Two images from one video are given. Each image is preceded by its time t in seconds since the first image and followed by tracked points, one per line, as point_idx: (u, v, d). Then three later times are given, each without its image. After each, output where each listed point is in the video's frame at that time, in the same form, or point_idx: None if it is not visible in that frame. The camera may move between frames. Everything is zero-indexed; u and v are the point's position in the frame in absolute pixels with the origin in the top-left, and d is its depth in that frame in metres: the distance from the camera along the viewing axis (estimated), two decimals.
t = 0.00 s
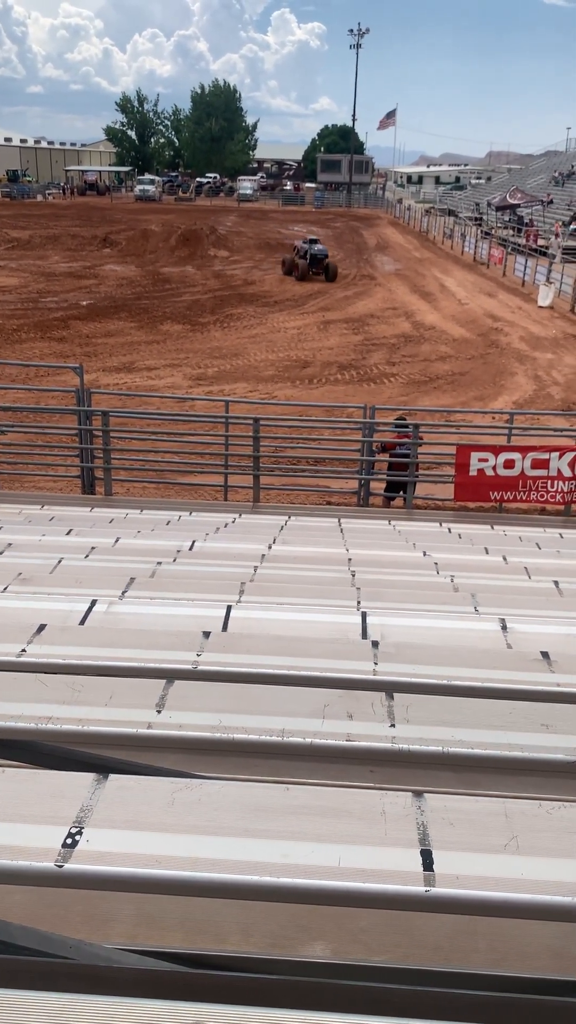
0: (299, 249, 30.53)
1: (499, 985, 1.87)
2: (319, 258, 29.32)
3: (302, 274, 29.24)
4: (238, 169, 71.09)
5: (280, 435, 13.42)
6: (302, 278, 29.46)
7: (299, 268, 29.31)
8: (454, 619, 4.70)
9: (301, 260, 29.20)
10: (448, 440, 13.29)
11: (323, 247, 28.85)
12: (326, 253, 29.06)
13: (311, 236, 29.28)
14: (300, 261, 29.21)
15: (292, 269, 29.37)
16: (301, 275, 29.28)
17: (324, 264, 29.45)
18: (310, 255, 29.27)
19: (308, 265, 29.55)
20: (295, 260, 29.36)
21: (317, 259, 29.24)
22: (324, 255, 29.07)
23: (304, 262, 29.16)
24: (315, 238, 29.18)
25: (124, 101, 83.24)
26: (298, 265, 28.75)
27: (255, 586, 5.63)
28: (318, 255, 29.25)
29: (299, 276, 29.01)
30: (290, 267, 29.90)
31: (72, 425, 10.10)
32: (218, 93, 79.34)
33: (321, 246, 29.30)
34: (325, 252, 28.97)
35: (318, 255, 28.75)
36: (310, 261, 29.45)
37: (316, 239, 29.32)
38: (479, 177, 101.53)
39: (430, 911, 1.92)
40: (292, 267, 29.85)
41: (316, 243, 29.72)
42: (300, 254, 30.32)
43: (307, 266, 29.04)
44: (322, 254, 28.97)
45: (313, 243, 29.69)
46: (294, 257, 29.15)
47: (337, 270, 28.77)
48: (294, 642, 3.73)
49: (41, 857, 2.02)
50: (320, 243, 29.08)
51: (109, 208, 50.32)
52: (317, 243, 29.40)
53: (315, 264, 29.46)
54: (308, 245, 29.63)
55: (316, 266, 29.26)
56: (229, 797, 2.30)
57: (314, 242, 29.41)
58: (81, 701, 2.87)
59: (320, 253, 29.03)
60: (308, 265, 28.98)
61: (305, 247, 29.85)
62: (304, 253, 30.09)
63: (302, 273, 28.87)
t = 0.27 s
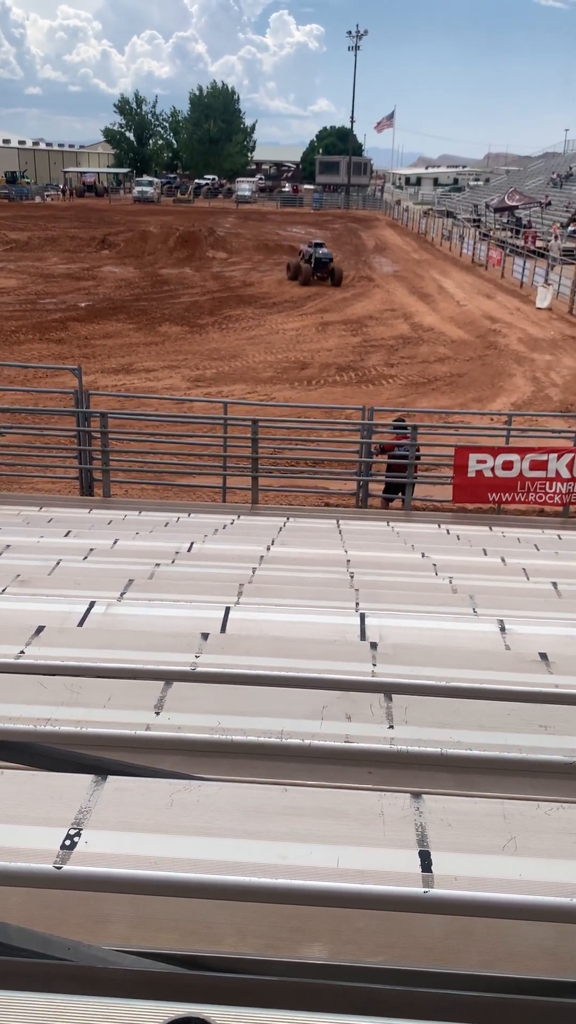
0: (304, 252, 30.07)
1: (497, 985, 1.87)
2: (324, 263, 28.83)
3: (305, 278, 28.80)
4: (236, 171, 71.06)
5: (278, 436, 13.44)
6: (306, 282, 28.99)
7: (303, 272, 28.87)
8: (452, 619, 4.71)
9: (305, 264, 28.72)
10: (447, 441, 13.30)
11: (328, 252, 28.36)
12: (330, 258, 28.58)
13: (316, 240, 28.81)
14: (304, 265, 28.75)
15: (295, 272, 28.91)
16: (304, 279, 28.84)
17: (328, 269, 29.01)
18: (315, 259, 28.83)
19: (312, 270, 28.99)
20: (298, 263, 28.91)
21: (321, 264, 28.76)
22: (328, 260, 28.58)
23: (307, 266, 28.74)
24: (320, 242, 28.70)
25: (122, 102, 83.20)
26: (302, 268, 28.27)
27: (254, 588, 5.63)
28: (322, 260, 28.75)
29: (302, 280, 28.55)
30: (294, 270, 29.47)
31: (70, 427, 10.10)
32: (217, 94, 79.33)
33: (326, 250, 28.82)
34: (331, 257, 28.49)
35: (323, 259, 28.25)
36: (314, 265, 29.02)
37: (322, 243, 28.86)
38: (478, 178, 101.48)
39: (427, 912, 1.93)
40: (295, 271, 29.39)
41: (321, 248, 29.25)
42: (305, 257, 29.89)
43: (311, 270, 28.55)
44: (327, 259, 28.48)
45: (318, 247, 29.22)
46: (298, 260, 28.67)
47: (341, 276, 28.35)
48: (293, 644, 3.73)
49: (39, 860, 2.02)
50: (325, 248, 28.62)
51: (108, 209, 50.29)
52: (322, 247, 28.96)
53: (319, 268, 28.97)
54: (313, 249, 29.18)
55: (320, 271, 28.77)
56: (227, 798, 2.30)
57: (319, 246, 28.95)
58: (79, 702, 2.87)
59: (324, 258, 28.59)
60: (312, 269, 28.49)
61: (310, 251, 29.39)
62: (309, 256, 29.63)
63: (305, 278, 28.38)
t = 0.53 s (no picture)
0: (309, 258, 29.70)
1: (495, 988, 1.87)
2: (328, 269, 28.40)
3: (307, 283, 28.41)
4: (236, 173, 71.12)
5: (277, 439, 13.46)
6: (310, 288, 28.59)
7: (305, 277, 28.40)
8: (451, 622, 4.71)
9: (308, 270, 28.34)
10: (446, 444, 13.31)
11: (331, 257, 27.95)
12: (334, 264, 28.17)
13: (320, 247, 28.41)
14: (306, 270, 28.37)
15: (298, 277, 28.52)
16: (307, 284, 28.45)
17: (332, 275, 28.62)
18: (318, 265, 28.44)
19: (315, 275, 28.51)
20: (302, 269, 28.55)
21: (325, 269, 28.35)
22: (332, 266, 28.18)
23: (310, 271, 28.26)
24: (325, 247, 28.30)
25: (122, 106, 83.28)
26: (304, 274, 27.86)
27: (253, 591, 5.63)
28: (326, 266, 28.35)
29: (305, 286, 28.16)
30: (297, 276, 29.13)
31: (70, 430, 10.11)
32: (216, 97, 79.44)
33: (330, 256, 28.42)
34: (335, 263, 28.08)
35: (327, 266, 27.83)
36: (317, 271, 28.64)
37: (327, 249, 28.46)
38: (476, 181, 101.58)
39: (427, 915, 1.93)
40: (299, 276, 29.05)
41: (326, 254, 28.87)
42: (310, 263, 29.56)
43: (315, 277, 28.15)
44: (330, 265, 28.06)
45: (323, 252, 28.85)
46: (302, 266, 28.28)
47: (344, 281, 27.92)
48: (292, 647, 3.73)
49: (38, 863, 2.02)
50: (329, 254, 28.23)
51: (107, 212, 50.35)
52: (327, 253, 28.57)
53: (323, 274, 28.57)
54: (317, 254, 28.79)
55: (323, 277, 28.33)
56: (227, 801, 2.30)
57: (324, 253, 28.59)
58: (78, 705, 2.87)
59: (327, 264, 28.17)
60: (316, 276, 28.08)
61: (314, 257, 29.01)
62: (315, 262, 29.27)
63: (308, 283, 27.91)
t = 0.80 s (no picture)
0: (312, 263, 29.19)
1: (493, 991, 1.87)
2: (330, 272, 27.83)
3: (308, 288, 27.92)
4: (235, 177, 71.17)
5: (276, 442, 13.46)
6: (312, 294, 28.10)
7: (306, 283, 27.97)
8: (450, 625, 4.72)
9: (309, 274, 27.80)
10: (445, 448, 13.31)
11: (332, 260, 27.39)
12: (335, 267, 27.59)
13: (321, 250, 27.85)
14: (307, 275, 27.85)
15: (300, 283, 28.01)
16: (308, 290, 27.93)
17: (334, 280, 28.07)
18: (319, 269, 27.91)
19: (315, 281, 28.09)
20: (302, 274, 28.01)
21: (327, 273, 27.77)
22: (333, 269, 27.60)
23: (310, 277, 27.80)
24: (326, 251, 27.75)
25: (122, 108, 83.33)
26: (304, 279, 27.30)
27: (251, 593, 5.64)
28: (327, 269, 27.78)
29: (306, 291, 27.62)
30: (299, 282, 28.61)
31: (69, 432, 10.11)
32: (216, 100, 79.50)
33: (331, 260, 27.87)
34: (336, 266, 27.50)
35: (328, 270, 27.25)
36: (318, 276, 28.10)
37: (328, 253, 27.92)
38: (476, 185, 101.73)
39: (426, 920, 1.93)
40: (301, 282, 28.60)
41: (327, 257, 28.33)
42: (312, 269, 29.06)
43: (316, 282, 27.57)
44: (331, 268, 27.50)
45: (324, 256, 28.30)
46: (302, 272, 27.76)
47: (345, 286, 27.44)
48: (290, 650, 3.73)
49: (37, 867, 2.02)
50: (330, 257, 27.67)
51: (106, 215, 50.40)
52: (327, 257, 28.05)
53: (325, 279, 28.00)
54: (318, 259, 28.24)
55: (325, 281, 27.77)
56: (226, 806, 2.30)
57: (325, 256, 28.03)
58: (77, 708, 2.87)
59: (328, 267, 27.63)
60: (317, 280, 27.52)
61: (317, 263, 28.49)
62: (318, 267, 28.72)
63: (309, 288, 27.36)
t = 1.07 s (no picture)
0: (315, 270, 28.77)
1: (490, 996, 1.87)
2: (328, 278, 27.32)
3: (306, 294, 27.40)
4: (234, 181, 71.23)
5: (275, 446, 13.47)
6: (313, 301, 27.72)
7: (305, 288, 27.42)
8: (448, 628, 4.71)
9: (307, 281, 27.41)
10: (444, 452, 13.33)
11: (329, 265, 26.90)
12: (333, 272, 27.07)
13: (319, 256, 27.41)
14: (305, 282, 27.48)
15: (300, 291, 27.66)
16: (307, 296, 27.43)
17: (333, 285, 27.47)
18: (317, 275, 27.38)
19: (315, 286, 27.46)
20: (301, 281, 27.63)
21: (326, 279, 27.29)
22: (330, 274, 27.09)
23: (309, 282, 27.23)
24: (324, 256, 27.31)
25: (121, 112, 83.46)
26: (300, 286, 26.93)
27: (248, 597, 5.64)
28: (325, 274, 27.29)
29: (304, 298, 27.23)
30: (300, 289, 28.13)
31: (68, 436, 10.10)
32: (215, 104, 79.61)
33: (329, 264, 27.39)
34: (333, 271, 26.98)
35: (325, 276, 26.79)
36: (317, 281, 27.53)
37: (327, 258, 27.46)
38: (475, 188, 101.72)
39: (423, 924, 1.93)
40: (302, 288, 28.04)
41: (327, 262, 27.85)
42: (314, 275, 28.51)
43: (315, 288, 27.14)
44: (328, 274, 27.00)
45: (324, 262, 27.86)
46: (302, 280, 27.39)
47: (345, 290, 26.82)
48: (289, 654, 3.72)
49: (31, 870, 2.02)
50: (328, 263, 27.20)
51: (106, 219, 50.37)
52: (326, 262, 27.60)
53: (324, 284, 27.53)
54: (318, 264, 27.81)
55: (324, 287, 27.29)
56: (223, 810, 2.29)
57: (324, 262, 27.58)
58: (77, 713, 2.87)
59: (326, 273, 27.05)
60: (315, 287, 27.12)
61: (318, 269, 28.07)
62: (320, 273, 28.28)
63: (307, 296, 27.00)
